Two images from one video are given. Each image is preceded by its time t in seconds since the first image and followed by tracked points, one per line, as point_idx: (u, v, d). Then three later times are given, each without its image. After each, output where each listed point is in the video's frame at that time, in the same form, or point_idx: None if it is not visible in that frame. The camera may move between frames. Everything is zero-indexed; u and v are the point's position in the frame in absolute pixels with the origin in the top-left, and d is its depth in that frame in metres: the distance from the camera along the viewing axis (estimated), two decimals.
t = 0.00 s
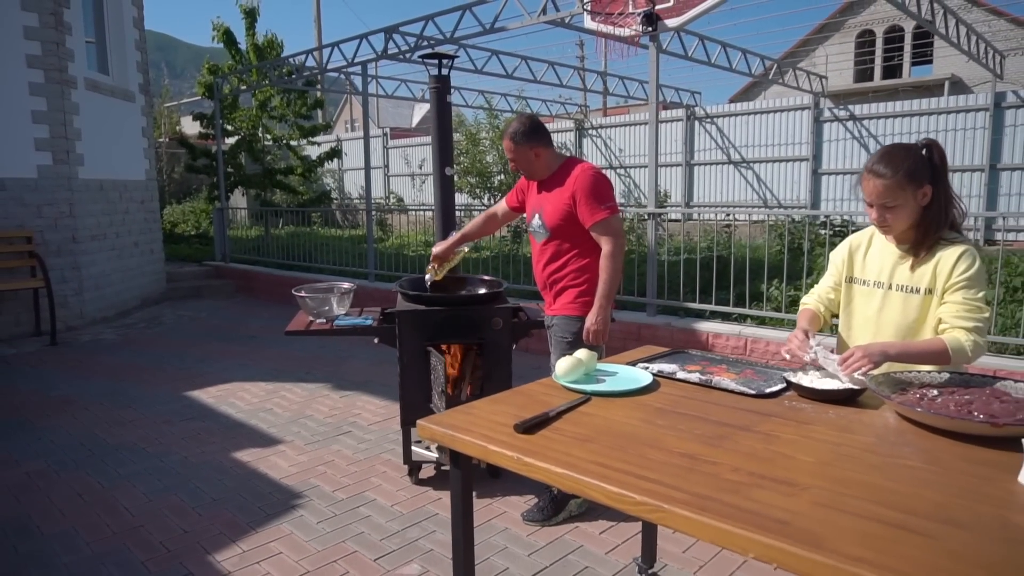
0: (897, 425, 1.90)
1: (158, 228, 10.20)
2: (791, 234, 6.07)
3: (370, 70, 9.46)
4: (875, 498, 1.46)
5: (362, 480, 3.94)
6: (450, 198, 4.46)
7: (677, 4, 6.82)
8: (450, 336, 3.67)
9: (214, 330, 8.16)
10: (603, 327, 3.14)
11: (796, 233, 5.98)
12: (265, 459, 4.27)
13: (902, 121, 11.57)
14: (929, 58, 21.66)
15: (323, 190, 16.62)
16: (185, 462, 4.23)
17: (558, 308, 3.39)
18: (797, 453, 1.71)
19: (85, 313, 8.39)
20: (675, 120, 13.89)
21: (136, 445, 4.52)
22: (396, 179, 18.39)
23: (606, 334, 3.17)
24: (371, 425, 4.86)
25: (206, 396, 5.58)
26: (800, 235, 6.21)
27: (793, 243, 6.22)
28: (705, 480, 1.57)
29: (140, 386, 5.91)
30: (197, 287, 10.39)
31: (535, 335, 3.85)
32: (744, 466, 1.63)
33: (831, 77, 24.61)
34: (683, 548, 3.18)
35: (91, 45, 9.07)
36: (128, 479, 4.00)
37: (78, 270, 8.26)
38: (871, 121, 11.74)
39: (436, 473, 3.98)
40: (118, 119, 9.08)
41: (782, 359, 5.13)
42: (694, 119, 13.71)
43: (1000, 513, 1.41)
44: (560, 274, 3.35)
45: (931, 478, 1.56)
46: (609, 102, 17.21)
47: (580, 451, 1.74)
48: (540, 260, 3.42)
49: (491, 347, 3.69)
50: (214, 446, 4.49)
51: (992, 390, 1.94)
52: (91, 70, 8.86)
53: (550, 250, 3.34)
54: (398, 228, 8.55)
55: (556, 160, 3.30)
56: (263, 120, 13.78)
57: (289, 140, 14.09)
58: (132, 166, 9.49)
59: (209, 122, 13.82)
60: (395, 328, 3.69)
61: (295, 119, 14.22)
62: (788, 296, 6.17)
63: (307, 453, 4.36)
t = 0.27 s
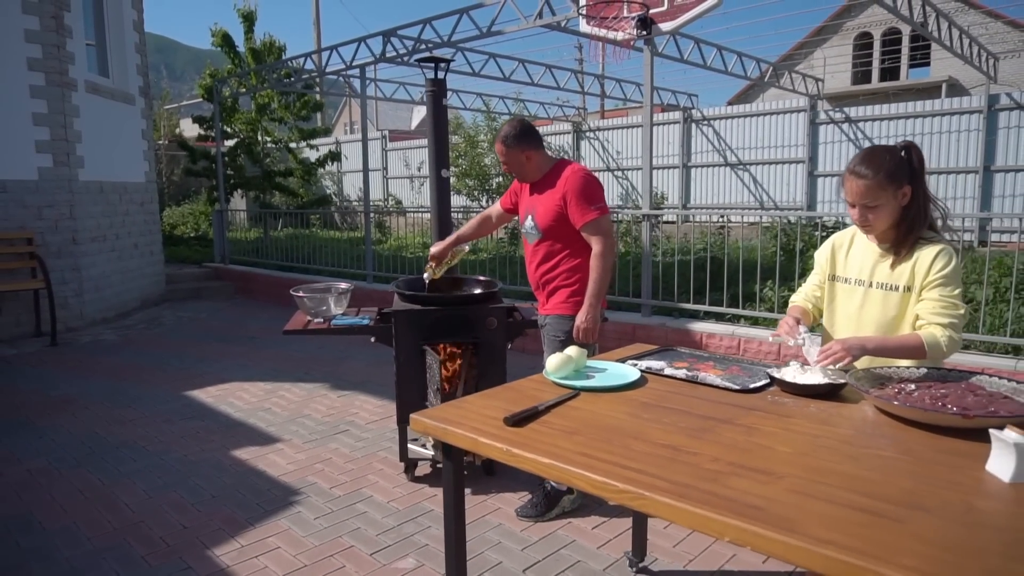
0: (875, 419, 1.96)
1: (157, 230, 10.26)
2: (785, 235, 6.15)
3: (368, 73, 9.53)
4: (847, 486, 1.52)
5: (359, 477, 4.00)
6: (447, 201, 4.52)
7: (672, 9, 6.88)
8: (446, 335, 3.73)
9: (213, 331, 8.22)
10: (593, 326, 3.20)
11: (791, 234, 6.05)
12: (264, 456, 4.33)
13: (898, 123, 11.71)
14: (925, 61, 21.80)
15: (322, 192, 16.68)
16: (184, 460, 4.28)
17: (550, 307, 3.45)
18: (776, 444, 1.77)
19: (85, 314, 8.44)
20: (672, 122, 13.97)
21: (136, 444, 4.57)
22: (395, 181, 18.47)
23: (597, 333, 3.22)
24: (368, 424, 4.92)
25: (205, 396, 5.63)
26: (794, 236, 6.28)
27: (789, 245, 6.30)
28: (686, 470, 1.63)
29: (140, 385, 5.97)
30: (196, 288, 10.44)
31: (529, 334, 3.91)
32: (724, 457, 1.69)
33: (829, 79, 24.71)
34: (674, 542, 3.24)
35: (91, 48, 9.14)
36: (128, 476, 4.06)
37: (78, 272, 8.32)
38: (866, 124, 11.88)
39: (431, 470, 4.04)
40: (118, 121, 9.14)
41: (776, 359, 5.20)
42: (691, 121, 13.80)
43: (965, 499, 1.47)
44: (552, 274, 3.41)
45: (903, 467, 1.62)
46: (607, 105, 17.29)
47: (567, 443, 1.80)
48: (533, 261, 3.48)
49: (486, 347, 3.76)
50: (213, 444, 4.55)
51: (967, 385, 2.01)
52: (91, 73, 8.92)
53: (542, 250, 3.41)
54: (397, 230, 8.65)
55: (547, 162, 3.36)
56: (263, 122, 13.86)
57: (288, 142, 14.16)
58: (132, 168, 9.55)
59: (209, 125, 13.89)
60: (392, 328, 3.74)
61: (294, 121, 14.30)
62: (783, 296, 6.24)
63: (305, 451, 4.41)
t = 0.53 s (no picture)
0: (853, 414, 2.03)
1: (157, 233, 10.32)
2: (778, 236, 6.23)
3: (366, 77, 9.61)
4: (819, 476, 1.59)
5: (356, 476, 4.05)
6: (442, 204, 4.59)
7: (665, 14, 6.97)
8: (441, 336, 3.79)
9: (212, 333, 8.28)
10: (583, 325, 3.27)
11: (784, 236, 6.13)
12: (261, 456, 4.39)
13: (893, 127, 11.85)
14: (921, 65, 21.96)
15: (321, 195, 16.76)
16: (183, 459, 4.34)
17: (542, 308, 3.51)
18: (755, 438, 1.83)
19: (85, 316, 8.50)
20: (669, 125, 14.07)
21: (135, 444, 4.63)
22: (393, 184, 18.55)
23: (586, 332, 3.29)
24: (365, 424, 4.98)
25: (204, 396, 5.69)
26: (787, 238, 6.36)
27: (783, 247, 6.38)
28: (667, 462, 1.69)
29: (139, 386, 6.03)
30: (195, 290, 10.49)
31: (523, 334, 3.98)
32: (705, 450, 1.75)
33: (827, 82, 24.81)
34: (664, 539, 3.30)
35: (91, 52, 9.21)
36: (128, 475, 4.11)
37: (78, 274, 8.38)
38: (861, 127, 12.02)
39: (427, 469, 4.09)
40: (118, 125, 9.21)
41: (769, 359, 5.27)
42: (687, 125, 13.90)
43: (932, 488, 1.53)
44: (544, 275, 3.47)
45: (874, 460, 1.68)
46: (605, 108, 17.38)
47: (553, 438, 1.86)
48: (525, 262, 3.55)
49: (480, 347, 3.81)
50: (211, 444, 4.60)
51: (943, 382, 2.07)
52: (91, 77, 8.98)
53: (534, 252, 3.47)
54: (395, 234, 8.66)
55: (538, 165, 3.43)
56: (262, 126, 13.94)
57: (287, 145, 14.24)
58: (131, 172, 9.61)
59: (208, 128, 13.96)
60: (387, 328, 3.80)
61: (292, 124, 14.38)
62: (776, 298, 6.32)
63: (302, 450, 4.47)
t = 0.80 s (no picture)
0: (831, 409, 2.09)
1: (156, 235, 10.38)
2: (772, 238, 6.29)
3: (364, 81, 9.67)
4: (794, 467, 1.65)
5: (352, 474, 4.11)
6: (438, 206, 4.65)
7: (659, 18, 7.05)
8: (435, 335, 3.85)
9: (211, 334, 8.33)
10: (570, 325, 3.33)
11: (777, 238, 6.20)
12: (259, 454, 4.45)
13: (887, 130, 11.96)
14: (918, 68, 22.04)
15: (320, 197, 16.82)
16: (182, 458, 4.40)
17: (533, 308, 3.58)
18: (735, 432, 1.89)
19: (84, 317, 8.56)
20: (666, 128, 14.14)
21: (135, 443, 4.69)
22: (392, 186, 18.61)
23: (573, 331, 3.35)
24: (362, 423, 5.04)
25: (203, 396, 5.76)
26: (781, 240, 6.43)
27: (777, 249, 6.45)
28: (648, 454, 1.75)
29: (138, 387, 6.08)
30: (194, 292, 10.54)
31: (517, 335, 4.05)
32: (685, 442, 1.82)
33: (825, 84, 24.86)
34: (654, 535, 3.36)
35: (91, 55, 9.27)
36: (128, 473, 4.17)
37: (78, 276, 8.44)
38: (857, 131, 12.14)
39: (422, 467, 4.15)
40: (118, 128, 9.27)
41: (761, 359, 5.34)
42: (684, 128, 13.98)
43: (900, 478, 1.59)
44: (535, 276, 3.54)
45: (847, 451, 1.75)
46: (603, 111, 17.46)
47: (539, 432, 1.92)
48: (517, 263, 3.62)
49: (474, 347, 3.88)
50: (210, 443, 4.66)
51: (919, 378, 2.14)
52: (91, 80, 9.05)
53: (525, 253, 3.54)
54: (394, 235, 8.71)
55: (529, 168, 3.50)
56: (261, 128, 14.01)
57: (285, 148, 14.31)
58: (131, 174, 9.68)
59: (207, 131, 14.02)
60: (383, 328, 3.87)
61: (291, 127, 14.44)
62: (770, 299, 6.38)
63: (299, 449, 4.53)
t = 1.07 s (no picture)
0: (814, 406, 2.14)
1: (154, 237, 10.42)
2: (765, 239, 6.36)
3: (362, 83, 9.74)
4: (773, 461, 1.70)
5: (348, 473, 4.16)
6: (434, 207, 4.70)
7: (653, 22, 7.13)
8: (431, 335, 3.90)
9: (209, 335, 8.38)
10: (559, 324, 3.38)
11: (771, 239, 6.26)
12: (256, 453, 4.50)
13: (882, 132, 12.05)
14: (915, 71, 22.14)
15: (318, 199, 16.87)
16: (180, 457, 4.44)
17: (525, 308, 3.64)
18: (718, 427, 1.94)
19: (83, 318, 8.61)
20: (663, 131, 14.23)
21: (133, 442, 4.73)
22: (390, 188, 18.69)
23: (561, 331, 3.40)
24: (358, 423, 5.09)
25: (201, 397, 5.80)
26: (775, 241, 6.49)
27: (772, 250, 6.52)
28: (633, 447, 1.80)
29: (137, 387, 6.13)
30: (192, 294, 10.58)
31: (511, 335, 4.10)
32: (669, 437, 1.87)
33: (822, 87, 24.94)
34: (645, 531, 3.41)
35: (91, 57, 9.32)
36: (126, 472, 4.22)
37: (77, 278, 8.48)
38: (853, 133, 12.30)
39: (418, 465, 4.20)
40: (117, 130, 9.31)
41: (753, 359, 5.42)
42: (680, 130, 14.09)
43: (876, 470, 1.65)
44: (527, 277, 3.60)
45: (826, 445, 1.80)
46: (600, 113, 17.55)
47: (528, 427, 1.97)
48: (510, 263, 3.68)
49: (469, 347, 3.93)
50: (208, 442, 4.71)
51: (900, 375, 2.19)
52: (91, 83, 9.10)
53: (518, 253, 3.60)
54: (393, 237, 8.75)
55: (523, 170, 3.56)
56: (259, 131, 14.08)
57: (284, 150, 14.37)
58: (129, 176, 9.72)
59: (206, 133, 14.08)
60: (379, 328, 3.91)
61: (290, 129, 14.51)
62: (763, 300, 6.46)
63: (296, 448, 4.58)
